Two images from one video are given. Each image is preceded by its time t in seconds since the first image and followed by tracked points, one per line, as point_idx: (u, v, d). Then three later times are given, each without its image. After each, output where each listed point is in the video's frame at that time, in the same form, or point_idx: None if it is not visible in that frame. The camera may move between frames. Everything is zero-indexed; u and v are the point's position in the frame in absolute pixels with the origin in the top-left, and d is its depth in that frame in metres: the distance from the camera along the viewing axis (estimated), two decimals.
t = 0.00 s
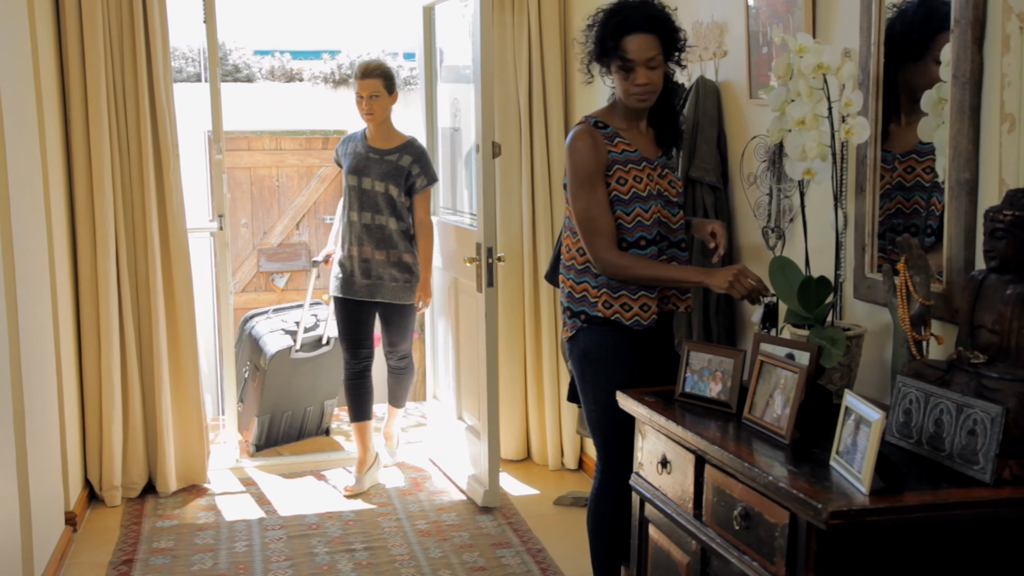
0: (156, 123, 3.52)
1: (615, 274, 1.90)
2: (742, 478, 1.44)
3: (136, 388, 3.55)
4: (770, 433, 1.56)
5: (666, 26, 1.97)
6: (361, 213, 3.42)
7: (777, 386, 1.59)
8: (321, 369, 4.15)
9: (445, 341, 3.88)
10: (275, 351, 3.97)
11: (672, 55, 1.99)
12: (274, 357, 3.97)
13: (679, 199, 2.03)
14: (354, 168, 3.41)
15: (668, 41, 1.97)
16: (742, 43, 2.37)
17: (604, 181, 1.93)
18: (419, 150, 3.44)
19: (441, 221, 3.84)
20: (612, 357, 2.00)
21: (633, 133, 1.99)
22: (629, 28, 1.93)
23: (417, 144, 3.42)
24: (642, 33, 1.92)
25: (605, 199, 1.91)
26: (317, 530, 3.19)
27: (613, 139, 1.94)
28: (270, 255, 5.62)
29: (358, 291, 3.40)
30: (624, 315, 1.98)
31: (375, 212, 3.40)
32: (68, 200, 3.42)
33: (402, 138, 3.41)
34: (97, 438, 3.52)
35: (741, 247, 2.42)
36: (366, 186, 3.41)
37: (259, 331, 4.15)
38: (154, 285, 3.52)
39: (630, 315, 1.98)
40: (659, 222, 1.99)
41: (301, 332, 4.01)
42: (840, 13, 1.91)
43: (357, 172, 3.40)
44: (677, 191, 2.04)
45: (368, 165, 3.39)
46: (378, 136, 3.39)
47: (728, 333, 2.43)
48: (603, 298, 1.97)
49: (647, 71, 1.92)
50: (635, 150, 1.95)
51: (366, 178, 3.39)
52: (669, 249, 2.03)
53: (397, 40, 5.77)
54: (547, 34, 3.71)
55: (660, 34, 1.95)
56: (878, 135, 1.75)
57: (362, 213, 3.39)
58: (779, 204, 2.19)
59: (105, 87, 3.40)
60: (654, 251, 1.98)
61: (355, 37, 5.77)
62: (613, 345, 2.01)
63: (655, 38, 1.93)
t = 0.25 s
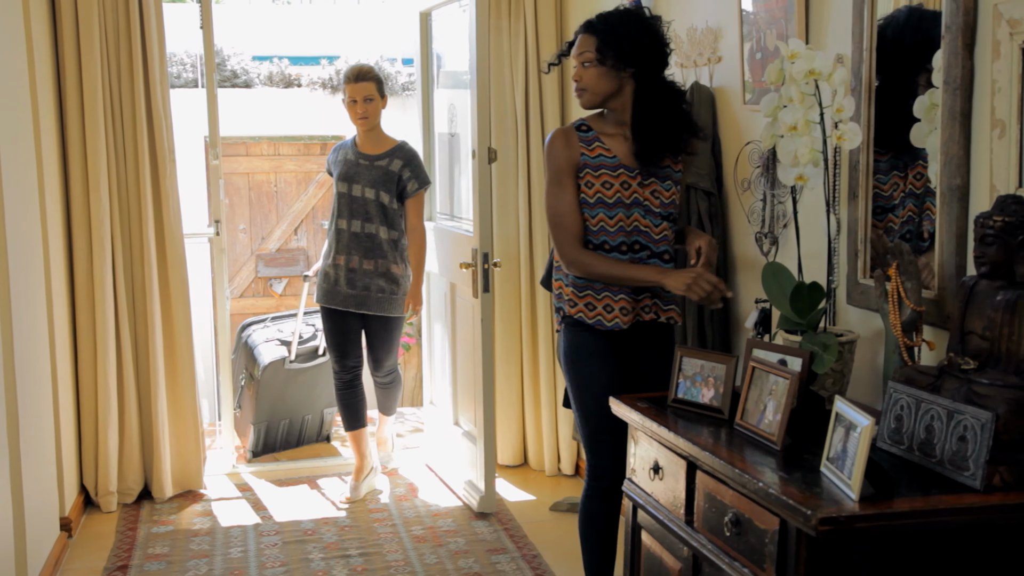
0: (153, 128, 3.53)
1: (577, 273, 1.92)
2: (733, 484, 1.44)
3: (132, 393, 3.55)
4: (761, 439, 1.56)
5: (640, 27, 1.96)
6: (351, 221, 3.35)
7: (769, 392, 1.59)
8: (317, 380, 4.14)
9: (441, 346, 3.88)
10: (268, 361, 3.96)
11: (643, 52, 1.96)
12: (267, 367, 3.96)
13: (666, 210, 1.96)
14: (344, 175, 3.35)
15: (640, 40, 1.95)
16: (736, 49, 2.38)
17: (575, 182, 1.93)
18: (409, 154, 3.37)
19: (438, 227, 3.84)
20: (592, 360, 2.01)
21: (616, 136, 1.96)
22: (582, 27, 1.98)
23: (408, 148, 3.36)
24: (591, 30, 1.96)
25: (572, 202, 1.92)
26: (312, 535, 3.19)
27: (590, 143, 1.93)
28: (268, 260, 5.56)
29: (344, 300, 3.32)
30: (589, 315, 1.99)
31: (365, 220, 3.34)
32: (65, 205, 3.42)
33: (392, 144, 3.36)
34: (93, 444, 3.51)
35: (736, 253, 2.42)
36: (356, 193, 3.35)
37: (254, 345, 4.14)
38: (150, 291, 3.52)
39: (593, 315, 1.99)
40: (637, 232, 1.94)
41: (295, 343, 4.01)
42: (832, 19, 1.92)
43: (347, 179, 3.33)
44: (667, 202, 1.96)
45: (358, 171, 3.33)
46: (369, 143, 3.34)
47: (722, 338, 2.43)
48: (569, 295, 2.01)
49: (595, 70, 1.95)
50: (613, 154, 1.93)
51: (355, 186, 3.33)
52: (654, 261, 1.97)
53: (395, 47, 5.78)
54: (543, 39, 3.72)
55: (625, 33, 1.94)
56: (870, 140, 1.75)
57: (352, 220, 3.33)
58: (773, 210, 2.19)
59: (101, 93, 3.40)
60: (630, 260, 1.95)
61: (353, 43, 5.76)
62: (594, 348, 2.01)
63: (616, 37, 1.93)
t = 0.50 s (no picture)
0: (152, 131, 3.53)
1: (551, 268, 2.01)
2: (726, 488, 1.44)
3: (131, 395, 3.56)
4: (756, 442, 1.56)
5: (637, 32, 1.93)
6: (341, 226, 3.30)
7: (764, 394, 1.58)
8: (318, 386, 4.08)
9: (441, 348, 3.87)
10: (266, 367, 3.92)
11: (634, 58, 1.92)
12: (264, 373, 3.92)
13: (642, 214, 1.93)
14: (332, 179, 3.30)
15: (632, 45, 1.92)
16: (732, 51, 2.38)
17: (569, 180, 2.00)
18: (399, 156, 3.29)
19: (437, 229, 3.84)
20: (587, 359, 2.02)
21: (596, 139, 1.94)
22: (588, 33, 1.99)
23: (397, 150, 3.28)
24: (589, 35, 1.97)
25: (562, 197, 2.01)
26: (311, 538, 3.19)
27: (581, 144, 1.97)
28: (269, 262, 5.55)
29: (337, 302, 3.29)
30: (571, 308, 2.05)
31: (354, 224, 3.28)
32: (64, 207, 3.42)
33: (381, 146, 3.29)
34: (92, 446, 3.51)
35: (733, 255, 2.41)
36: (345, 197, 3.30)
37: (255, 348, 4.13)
38: (150, 293, 3.52)
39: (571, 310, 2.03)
40: (610, 232, 1.94)
41: (294, 349, 3.94)
42: (829, 21, 1.92)
43: (336, 183, 3.29)
44: (644, 207, 1.93)
45: (346, 175, 3.28)
46: (356, 145, 3.28)
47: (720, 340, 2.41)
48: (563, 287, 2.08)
49: (583, 72, 1.96)
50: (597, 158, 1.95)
51: (342, 189, 3.27)
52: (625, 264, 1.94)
53: (395, 49, 5.79)
54: (542, 41, 3.72)
55: (617, 37, 1.92)
56: (865, 143, 1.75)
57: (340, 224, 3.28)
58: (770, 212, 2.19)
59: (100, 95, 3.41)
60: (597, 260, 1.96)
61: (353, 46, 5.79)
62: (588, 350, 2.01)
63: (606, 40, 1.92)
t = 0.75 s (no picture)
0: (156, 131, 3.54)
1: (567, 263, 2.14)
2: (723, 489, 1.43)
3: (134, 395, 3.56)
4: (754, 443, 1.55)
5: (643, 37, 2.02)
6: (334, 226, 3.17)
7: (762, 395, 1.58)
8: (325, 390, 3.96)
9: (444, 348, 3.87)
10: (265, 362, 3.86)
11: (636, 60, 2.01)
12: (263, 369, 3.86)
13: (637, 217, 2.02)
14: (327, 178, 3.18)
15: (637, 49, 2.01)
16: (734, 51, 2.37)
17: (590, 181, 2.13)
18: (394, 156, 3.16)
19: (441, 229, 3.85)
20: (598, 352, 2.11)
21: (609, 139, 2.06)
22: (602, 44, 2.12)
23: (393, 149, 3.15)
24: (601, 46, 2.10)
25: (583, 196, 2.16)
26: (313, 537, 3.19)
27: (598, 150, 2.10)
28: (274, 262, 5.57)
29: (335, 302, 3.19)
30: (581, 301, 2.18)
31: (347, 224, 3.15)
32: (68, 207, 3.43)
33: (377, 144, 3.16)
34: (96, 445, 3.52)
35: (734, 255, 2.40)
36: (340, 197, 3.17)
37: (261, 347, 4.09)
38: (154, 293, 3.53)
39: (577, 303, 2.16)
40: (609, 231, 2.06)
41: (294, 346, 3.87)
42: (830, 21, 1.91)
43: (331, 182, 3.16)
44: (639, 210, 2.01)
45: (341, 174, 3.14)
46: (352, 143, 3.15)
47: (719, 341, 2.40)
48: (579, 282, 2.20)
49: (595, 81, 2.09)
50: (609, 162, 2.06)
51: (337, 188, 3.14)
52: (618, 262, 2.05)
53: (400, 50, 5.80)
54: (546, 41, 3.72)
55: (623, 43, 2.02)
56: (865, 143, 1.75)
57: (334, 224, 3.15)
58: (771, 213, 2.18)
59: (104, 95, 3.41)
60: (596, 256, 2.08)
61: (359, 46, 5.80)
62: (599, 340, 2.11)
63: (613, 47, 2.03)
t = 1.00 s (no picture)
0: (157, 131, 3.54)
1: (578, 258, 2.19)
2: (717, 490, 1.43)
3: (135, 394, 3.56)
4: (749, 443, 1.55)
5: (638, 33, 2.03)
6: (330, 229, 3.03)
7: (757, 396, 1.57)
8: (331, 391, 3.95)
9: (445, 347, 3.87)
10: (275, 369, 3.83)
11: (633, 57, 2.02)
12: (272, 376, 3.83)
13: (628, 211, 2.03)
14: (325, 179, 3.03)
15: (633, 45, 2.02)
16: (732, 50, 2.37)
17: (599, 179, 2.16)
18: (391, 156, 2.97)
19: (441, 229, 3.85)
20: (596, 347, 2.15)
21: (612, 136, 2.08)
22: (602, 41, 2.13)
23: (391, 150, 2.97)
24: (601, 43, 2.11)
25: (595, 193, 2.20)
26: (313, 537, 3.19)
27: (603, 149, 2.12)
28: (277, 261, 5.58)
29: (330, 308, 3.02)
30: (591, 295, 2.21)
31: (340, 226, 2.99)
32: (69, 207, 3.44)
33: (375, 145, 2.99)
34: (97, 444, 3.53)
35: (732, 256, 2.40)
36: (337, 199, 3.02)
37: (268, 351, 4.07)
38: (155, 293, 3.54)
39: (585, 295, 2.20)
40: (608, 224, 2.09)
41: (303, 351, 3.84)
42: (827, 20, 1.91)
43: (328, 183, 3.02)
44: (631, 204, 2.03)
45: (338, 175, 3.00)
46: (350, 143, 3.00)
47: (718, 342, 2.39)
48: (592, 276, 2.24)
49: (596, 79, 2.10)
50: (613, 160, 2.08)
51: (332, 189, 3.00)
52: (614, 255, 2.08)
53: (403, 49, 5.79)
54: (547, 40, 3.71)
55: (619, 40, 2.03)
56: (861, 142, 1.75)
57: (328, 227, 3.01)
58: (769, 213, 2.18)
59: (105, 95, 3.42)
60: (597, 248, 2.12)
61: (361, 46, 5.79)
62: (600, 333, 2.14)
63: (610, 45, 2.04)
